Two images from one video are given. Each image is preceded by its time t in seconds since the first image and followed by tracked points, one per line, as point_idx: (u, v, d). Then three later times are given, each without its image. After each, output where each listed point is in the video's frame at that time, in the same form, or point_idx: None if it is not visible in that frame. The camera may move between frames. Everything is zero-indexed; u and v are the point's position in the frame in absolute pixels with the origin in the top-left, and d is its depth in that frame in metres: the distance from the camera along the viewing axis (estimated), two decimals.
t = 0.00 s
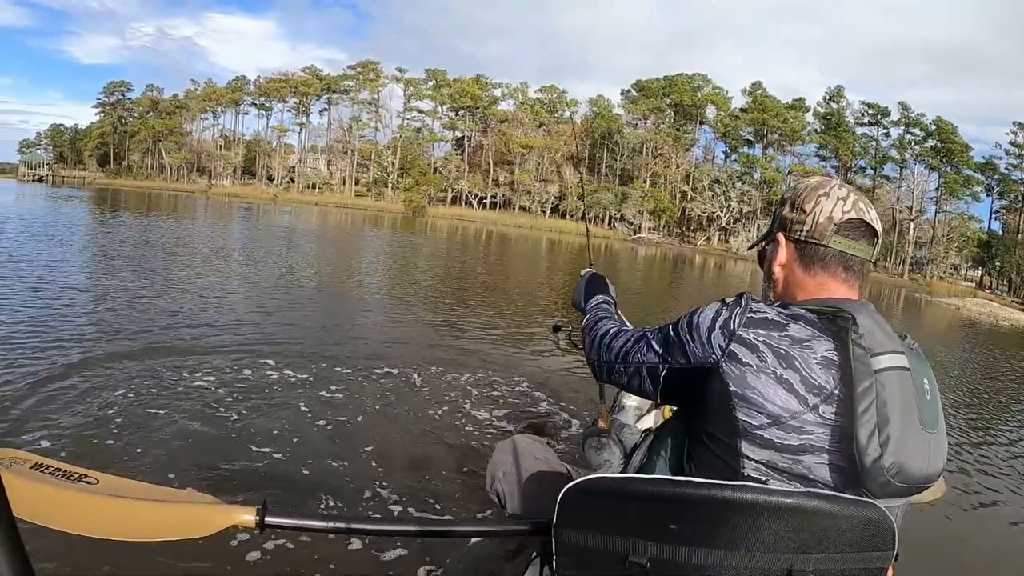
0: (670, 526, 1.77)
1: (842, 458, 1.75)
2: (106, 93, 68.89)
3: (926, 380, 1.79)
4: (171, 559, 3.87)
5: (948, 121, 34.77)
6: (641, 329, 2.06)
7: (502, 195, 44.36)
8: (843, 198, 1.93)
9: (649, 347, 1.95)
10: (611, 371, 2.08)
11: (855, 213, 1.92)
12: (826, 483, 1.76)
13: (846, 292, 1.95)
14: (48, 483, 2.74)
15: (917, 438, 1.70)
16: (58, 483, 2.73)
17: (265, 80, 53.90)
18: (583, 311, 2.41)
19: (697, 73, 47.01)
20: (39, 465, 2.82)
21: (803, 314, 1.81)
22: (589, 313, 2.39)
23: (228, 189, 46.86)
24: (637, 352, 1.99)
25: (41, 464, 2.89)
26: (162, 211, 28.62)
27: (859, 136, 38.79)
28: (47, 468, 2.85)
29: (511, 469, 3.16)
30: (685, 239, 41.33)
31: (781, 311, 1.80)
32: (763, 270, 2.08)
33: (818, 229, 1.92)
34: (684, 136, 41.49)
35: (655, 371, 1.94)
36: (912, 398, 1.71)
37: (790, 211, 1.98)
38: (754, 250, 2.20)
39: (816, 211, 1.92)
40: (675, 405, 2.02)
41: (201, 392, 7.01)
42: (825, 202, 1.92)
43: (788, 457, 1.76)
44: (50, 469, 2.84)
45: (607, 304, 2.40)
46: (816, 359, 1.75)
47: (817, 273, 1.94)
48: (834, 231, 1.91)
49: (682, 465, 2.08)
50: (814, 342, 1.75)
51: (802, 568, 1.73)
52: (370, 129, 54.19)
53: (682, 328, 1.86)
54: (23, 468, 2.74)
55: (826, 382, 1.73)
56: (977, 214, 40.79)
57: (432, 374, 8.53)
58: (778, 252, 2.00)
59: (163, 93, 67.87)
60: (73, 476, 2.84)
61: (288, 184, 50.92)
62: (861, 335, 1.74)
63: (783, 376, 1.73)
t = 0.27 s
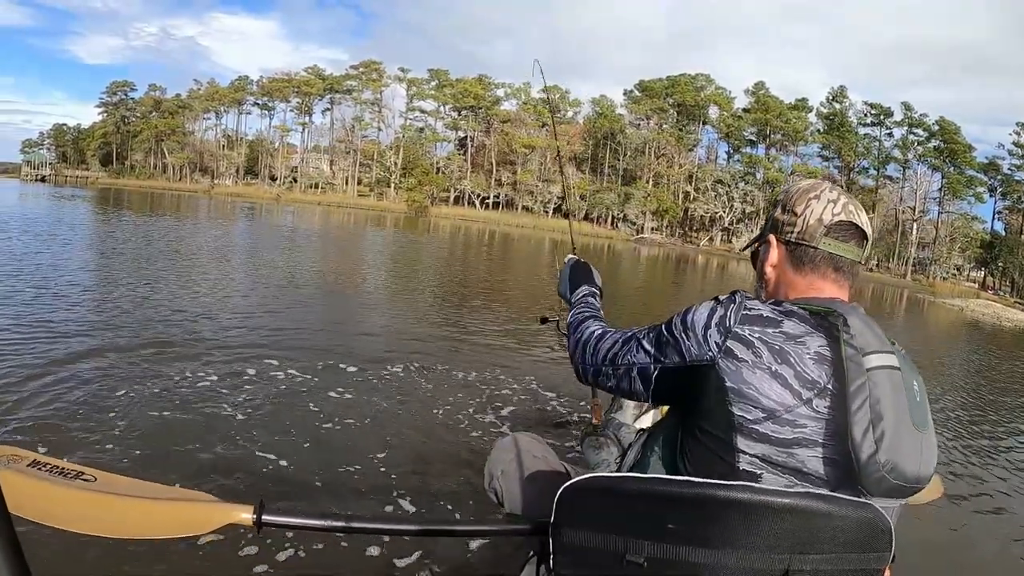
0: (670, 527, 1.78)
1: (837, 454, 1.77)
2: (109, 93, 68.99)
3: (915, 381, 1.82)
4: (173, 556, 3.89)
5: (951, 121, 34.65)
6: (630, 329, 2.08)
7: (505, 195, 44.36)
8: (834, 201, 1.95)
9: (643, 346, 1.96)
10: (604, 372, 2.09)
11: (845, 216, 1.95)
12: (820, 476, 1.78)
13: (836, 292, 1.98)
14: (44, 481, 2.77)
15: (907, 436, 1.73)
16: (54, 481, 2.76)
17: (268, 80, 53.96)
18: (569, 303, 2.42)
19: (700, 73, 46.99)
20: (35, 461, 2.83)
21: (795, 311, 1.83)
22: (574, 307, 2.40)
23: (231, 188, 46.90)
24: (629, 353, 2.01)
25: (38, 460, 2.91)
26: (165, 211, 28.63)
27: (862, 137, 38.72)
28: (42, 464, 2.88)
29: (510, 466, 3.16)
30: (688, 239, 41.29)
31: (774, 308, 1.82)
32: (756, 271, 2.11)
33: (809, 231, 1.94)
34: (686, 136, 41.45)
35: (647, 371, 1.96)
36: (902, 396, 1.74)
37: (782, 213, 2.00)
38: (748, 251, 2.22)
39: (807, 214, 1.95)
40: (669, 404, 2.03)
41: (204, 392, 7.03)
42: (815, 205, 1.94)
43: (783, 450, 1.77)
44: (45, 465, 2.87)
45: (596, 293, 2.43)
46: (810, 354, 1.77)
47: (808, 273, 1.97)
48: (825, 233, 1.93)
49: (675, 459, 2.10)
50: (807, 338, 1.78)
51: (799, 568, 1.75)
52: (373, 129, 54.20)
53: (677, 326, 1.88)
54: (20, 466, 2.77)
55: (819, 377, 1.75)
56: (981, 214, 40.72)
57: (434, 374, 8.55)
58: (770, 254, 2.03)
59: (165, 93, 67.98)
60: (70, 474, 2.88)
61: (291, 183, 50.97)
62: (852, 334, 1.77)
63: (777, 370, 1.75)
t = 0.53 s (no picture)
0: (669, 520, 1.79)
1: (833, 438, 1.79)
2: (112, 93, 69.08)
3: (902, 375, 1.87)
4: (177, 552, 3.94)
5: (954, 121, 34.62)
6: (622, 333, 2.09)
7: (508, 195, 44.36)
8: (821, 210, 1.98)
9: (637, 349, 1.94)
10: (594, 384, 2.05)
11: (834, 223, 1.97)
12: (816, 460, 1.80)
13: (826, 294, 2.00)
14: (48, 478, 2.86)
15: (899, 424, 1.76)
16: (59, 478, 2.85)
17: (271, 81, 54.03)
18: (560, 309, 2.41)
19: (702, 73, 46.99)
20: (38, 459, 2.92)
21: (788, 304, 1.87)
22: (565, 316, 2.37)
23: (233, 189, 46.94)
24: (621, 361, 1.98)
25: (42, 457, 2.99)
26: (167, 211, 28.63)
27: (865, 137, 38.67)
28: (46, 461, 2.96)
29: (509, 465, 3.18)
30: (690, 240, 41.25)
31: (767, 301, 1.86)
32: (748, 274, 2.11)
33: (800, 236, 1.96)
34: (689, 136, 41.42)
35: (641, 376, 1.92)
36: (892, 384, 1.78)
37: (773, 220, 2.02)
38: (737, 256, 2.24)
39: (797, 221, 1.97)
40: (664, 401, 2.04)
41: (206, 391, 7.06)
42: (805, 213, 1.97)
43: (781, 434, 1.79)
44: (49, 463, 2.95)
45: (586, 301, 2.42)
46: (802, 342, 1.81)
47: (799, 277, 1.98)
48: (815, 239, 1.96)
49: (668, 457, 2.10)
50: (799, 328, 1.82)
51: (796, 562, 1.76)
52: (375, 129, 54.32)
53: (672, 323, 1.89)
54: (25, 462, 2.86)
55: (812, 364, 1.80)
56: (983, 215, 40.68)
57: (435, 374, 8.58)
58: (761, 258, 2.04)
59: (168, 93, 68.07)
60: (73, 471, 2.96)
61: (294, 184, 51.01)
62: (844, 324, 1.81)
63: (774, 357, 1.79)
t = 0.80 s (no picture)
0: (675, 522, 1.81)
1: (839, 436, 1.82)
2: (114, 93, 69.14)
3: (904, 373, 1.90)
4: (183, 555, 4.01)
5: (957, 121, 34.58)
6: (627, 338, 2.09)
7: (510, 195, 44.40)
8: (822, 212, 2.01)
9: (643, 354, 1.93)
10: (599, 391, 2.03)
11: (836, 225, 2.00)
12: (824, 457, 1.83)
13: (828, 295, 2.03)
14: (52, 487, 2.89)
15: (905, 422, 1.80)
16: (62, 487, 2.87)
17: (273, 80, 54.09)
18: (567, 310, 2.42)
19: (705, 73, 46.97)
20: (41, 468, 2.93)
21: (792, 303, 1.90)
22: (571, 321, 2.35)
23: (236, 189, 47.00)
24: (626, 366, 1.96)
25: (44, 466, 3.01)
26: (170, 211, 28.64)
27: (868, 137, 38.64)
28: (47, 469, 2.97)
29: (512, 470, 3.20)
30: (693, 240, 41.24)
31: (774, 301, 1.88)
32: (752, 275, 2.13)
33: (803, 238, 1.98)
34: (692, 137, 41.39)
35: (648, 380, 1.91)
36: (896, 382, 1.81)
37: (777, 221, 2.04)
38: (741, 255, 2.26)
39: (800, 223, 1.99)
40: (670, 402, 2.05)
41: (210, 392, 7.09)
42: (807, 214, 2.00)
43: (790, 431, 1.82)
44: (51, 470, 2.97)
45: (595, 303, 2.41)
46: (809, 341, 1.84)
47: (802, 277, 2.00)
48: (817, 240, 1.98)
49: (673, 457, 2.11)
50: (805, 326, 1.85)
51: (802, 561, 1.78)
52: (378, 128, 54.34)
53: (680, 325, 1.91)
54: (25, 471, 2.87)
55: (818, 361, 1.83)
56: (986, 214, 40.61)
57: (438, 374, 8.61)
58: (765, 259, 2.06)
59: (170, 93, 68.14)
60: (77, 478, 2.99)
61: (296, 184, 51.11)
62: (848, 323, 1.84)
63: (782, 356, 1.81)
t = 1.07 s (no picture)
0: (677, 521, 1.81)
1: (841, 433, 1.82)
2: (116, 92, 69.18)
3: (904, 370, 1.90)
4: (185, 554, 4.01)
5: (960, 122, 34.51)
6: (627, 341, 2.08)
7: (512, 194, 44.38)
8: (820, 211, 2.01)
9: (644, 356, 1.92)
10: (600, 396, 2.02)
11: (834, 223, 1.99)
12: (826, 454, 1.83)
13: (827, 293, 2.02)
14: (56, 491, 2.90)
15: (905, 417, 1.80)
16: (66, 492, 2.88)
17: (276, 80, 54.10)
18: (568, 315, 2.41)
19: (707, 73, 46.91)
20: (43, 473, 2.93)
21: (792, 302, 1.89)
22: (573, 326, 2.34)
23: (238, 188, 47.01)
24: (627, 369, 1.95)
25: (46, 471, 3.00)
26: (172, 210, 28.62)
27: (871, 138, 38.58)
28: (50, 474, 2.97)
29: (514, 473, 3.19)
30: (695, 240, 41.18)
31: (775, 299, 1.88)
32: (751, 275, 2.13)
33: (801, 237, 1.98)
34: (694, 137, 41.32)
35: (649, 382, 1.90)
36: (895, 379, 1.81)
37: (775, 221, 2.05)
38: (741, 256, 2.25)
39: (799, 222, 1.99)
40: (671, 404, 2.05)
41: (211, 392, 7.11)
42: (805, 214, 2.00)
43: (793, 429, 1.81)
44: (54, 475, 2.97)
45: (596, 306, 2.40)
46: (810, 338, 1.84)
47: (802, 275, 2.00)
48: (815, 239, 1.98)
49: (674, 457, 2.11)
50: (807, 324, 1.85)
51: (805, 559, 1.78)
52: (380, 128, 54.36)
53: (681, 326, 1.90)
54: (29, 476, 2.87)
55: (819, 359, 1.82)
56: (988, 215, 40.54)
57: (439, 374, 8.61)
58: (763, 258, 2.06)
59: (172, 92, 68.15)
60: (80, 484, 2.99)
61: (298, 183, 51.15)
62: (847, 321, 1.84)
63: (783, 354, 1.81)
